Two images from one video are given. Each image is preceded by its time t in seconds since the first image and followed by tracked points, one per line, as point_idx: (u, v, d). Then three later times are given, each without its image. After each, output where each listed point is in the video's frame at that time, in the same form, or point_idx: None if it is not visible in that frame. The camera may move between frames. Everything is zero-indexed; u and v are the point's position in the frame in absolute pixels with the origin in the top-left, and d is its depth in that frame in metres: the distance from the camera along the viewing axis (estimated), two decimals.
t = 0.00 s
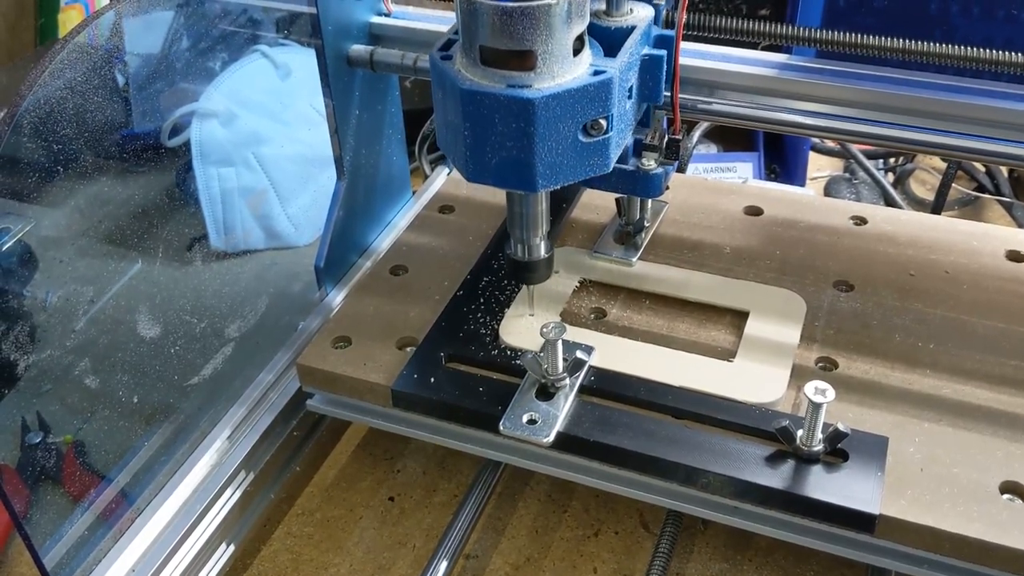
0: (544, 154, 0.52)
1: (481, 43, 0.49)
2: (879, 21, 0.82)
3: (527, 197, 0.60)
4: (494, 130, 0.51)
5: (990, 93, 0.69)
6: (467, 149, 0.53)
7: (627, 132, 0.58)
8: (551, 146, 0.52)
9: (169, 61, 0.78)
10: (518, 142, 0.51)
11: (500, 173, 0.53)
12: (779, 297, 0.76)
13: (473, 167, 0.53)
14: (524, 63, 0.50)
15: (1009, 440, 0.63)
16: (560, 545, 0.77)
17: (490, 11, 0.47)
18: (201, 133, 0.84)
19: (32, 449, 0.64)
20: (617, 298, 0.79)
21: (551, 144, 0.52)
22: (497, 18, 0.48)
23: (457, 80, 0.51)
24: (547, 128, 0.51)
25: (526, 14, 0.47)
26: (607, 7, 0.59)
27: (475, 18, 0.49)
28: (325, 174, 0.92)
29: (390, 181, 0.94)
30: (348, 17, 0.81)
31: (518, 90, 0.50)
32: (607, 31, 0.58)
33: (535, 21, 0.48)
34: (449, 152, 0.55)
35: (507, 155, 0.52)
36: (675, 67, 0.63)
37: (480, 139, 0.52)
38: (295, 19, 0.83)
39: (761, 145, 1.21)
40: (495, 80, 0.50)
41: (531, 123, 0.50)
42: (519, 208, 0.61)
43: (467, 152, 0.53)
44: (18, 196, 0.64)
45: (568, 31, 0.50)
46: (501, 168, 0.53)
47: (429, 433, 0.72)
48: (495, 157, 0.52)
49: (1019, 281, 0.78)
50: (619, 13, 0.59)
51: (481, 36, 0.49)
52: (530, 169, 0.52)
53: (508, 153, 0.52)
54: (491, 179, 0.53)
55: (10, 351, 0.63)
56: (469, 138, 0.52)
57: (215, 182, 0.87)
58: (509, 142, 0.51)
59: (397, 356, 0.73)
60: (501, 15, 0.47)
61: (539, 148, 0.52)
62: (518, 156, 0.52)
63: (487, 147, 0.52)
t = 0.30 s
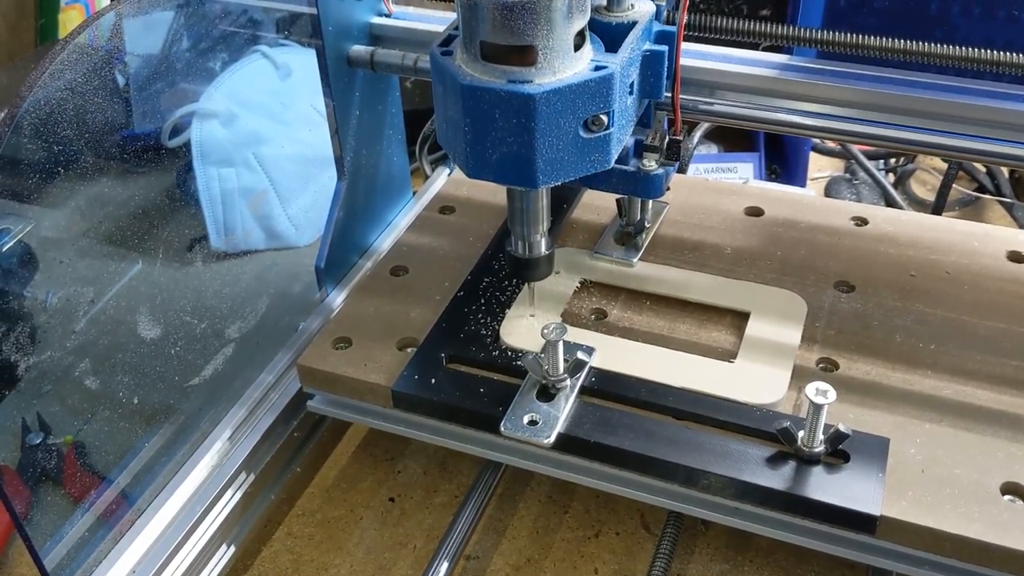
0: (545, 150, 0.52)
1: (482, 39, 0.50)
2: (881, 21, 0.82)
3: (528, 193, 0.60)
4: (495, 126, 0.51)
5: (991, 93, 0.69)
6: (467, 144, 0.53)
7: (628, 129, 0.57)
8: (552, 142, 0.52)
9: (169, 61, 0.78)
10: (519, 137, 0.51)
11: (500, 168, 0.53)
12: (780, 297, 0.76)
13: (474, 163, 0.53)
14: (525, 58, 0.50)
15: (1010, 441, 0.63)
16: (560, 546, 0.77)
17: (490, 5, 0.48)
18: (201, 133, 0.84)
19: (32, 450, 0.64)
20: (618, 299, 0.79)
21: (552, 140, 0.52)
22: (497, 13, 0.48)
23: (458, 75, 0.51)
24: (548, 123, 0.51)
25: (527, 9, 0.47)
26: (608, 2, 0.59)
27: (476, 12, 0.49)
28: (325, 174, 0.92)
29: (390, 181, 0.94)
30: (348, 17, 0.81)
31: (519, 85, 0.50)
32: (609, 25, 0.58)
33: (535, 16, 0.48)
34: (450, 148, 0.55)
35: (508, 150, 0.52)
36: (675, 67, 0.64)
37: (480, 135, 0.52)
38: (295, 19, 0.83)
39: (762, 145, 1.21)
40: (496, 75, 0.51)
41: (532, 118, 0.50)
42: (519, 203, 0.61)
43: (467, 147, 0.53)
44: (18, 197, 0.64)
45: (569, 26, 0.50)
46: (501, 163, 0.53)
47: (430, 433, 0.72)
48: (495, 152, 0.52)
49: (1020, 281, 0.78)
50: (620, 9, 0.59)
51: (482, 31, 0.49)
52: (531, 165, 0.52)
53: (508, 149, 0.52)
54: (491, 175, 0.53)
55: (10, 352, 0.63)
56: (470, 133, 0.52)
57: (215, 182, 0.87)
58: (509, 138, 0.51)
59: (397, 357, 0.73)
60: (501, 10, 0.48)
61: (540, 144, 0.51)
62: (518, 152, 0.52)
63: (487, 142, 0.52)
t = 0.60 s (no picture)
0: (550, 150, 0.52)
1: (487, 38, 0.50)
2: (883, 21, 0.82)
3: (532, 192, 0.60)
4: (500, 125, 0.51)
5: (993, 93, 0.68)
6: (472, 144, 0.53)
7: (634, 128, 0.57)
8: (557, 141, 0.52)
9: (170, 61, 0.78)
10: (524, 137, 0.51)
11: (505, 168, 0.53)
12: (782, 297, 0.76)
13: (479, 162, 0.53)
14: (530, 58, 0.50)
15: (1012, 441, 0.63)
16: (562, 545, 0.77)
17: (496, 5, 0.48)
18: (201, 133, 0.84)
19: (33, 450, 0.64)
20: (620, 298, 0.79)
21: (558, 140, 0.52)
22: (503, 13, 0.48)
23: (463, 75, 0.51)
24: (553, 123, 0.51)
25: (533, 9, 0.48)
26: (613, 2, 0.59)
27: (482, 12, 0.49)
28: (326, 174, 0.93)
29: (392, 181, 0.94)
30: (349, 17, 0.81)
31: (525, 85, 0.50)
32: (614, 25, 0.58)
33: (541, 16, 0.48)
34: (454, 147, 0.55)
35: (513, 150, 0.52)
36: (681, 63, 0.63)
37: (485, 134, 0.52)
38: (296, 19, 0.82)
39: (763, 145, 1.21)
40: (501, 75, 0.50)
41: (537, 118, 0.50)
42: (524, 203, 0.61)
43: (472, 147, 0.53)
44: (19, 197, 0.64)
45: (576, 25, 0.50)
46: (506, 163, 0.53)
47: (431, 433, 0.72)
48: (500, 152, 0.52)
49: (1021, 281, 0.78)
50: (625, 8, 0.59)
51: (487, 30, 0.49)
52: (536, 165, 0.52)
53: (513, 149, 0.52)
54: (496, 174, 0.53)
55: (10, 352, 0.63)
56: (475, 133, 0.52)
57: (216, 182, 0.87)
58: (515, 137, 0.51)
59: (398, 357, 0.73)
60: (506, 10, 0.48)
61: (545, 144, 0.51)
62: (523, 151, 0.52)
63: (492, 142, 0.52)
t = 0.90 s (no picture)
0: (563, 150, 0.52)
1: (500, 37, 0.49)
2: (884, 20, 0.82)
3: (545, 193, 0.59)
4: (513, 125, 0.51)
5: (995, 91, 0.68)
6: (485, 144, 0.52)
7: (646, 128, 0.57)
8: (571, 141, 0.52)
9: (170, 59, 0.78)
10: (538, 137, 0.51)
11: (518, 168, 0.53)
12: (783, 296, 0.76)
13: (491, 162, 0.53)
14: (545, 57, 0.50)
15: (1013, 439, 0.63)
16: (562, 544, 0.76)
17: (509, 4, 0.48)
18: (202, 132, 0.84)
19: (34, 449, 0.64)
20: (620, 297, 0.79)
21: (571, 140, 0.52)
22: (517, 12, 0.48)
23: (476, 75, 0.51)
24: (567, 122, 0.51)
25: (548, 8, 0.48)
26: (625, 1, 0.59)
27: (496, 11, 0.49)
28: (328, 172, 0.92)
29: (392, 180, 0.94)
30: (350, 15, 0.81)
31: (539, 85, 0.50)
32: (627, 25, 0.57)
33: (557, 15, 0.48)
34: (466, 148, 0.55)
35: (526, 150, 0.52)
36: (692, 64, 0.61)
37: (498, 134, 0.52)
38: (297, 17, 0.81)
39: (764, 144, 1.21)
40: (515, 75, 0.50)
41: (551, 118, 0.50)
42: (536, 203, 0.60)
43: (485, 147, 0.53)
44: (21, 195, 0.64)
45: (590, 25, 0.50)
46: (519, 163, 0.52)
47: (432, 432, 0.71)
48: (513, 152, 0.52)
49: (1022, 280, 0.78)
50: (638, 8, 0.58)
51: (501, 30, 0.49)
52: (549, 165, 0.52)
53: (526, 148, 0.52)
54: (508, 174, 0.53)
55: (11, 351, 0.63)
56: (487, 133, 0.52)
57: (217, 182, 0.87)
58: (528, 137, 0.51)
59: (399, 356, 0.73)
60: (521, 10, 0.48)
61: (559, 143, 0.51)
62: (536, 151, 0.52)
63: (505, 142, 0.52)
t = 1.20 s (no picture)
0: (578, 152, 0.52)
1: (516, 39, 0.50)
2: (884, 19, 0.82)
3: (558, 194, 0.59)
4: (528, 126, 0.51)
5: (995, 90, 0.69)
6: (500, 145, 0.53)
7: (661, 129, 0.57)
8: (586, 143, 0.52)
9: (171, 59, 0.78)
10: (552, 138, 0.51)
11: (533, 170, 0.53)
12: (784, 295, 0.76)
13: (506, 163, 0.53)
14: (560, 58, 0.50)
15: (1014, 438, 0.63)
16: (563, 544, 0.76)
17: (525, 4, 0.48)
18: (202, 132, 0.85)
19: (35, 447, 0.64)
20: (621, 296, 0.78)
21: (586, 141, 0.52)
22: (533, 13, 0.48)
23: (491, 76, 0.51)
24: (582, 124, 0.51)
25: (564, 9, 0.47)
26: (640, 2, 0.58)
27: (512, 12, 0.49)
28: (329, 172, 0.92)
29: (393, 180, 0.94)
30: (350, 15, 0.81)
31: (555, 86, 0.50)
32: (642, 25, 0.57)
33: (572, 15, 0.48)
34: (480, 149, 0.55)
35: (540, 151, 0.52)
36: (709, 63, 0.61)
37: (513, 135, 0.52)
38: (297, 17, 0.81)
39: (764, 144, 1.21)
40: (530, 76, 0.50)
41: (566, 119, 0.50)
42: (549, 205, 0.60)
43: (500, 148, 0.53)
44: (21, 195, 0.65)
45: (606, 25, 0.50)
46: (533, 164, 0.52)
47: (433, 431, 0.72)
48: (528, 153, 0.52)
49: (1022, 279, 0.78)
50: (653, 9, 0.58)
51: (517, 31, 0.49)
52: (565, 167, 0.52)
53: (541, 150, 0.52)
54: (523, 176, 0.53)
55: (13, 349, 0.63)
56: (502, 134, 0.52)
57: (217, 181, 0.87)
58: (543, 139, 0.51)
59: (399, 355, 0.73)
60: (537, 10, 0.48)
61: (574, 145, 0.51)
62: (551, 153, 0.52)
63: (520, 143, 0.52)
